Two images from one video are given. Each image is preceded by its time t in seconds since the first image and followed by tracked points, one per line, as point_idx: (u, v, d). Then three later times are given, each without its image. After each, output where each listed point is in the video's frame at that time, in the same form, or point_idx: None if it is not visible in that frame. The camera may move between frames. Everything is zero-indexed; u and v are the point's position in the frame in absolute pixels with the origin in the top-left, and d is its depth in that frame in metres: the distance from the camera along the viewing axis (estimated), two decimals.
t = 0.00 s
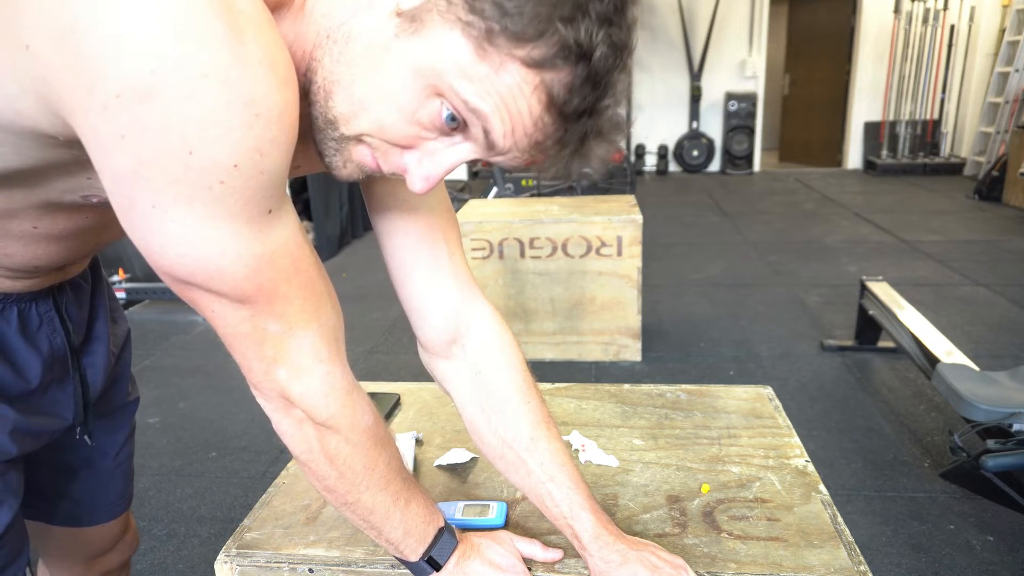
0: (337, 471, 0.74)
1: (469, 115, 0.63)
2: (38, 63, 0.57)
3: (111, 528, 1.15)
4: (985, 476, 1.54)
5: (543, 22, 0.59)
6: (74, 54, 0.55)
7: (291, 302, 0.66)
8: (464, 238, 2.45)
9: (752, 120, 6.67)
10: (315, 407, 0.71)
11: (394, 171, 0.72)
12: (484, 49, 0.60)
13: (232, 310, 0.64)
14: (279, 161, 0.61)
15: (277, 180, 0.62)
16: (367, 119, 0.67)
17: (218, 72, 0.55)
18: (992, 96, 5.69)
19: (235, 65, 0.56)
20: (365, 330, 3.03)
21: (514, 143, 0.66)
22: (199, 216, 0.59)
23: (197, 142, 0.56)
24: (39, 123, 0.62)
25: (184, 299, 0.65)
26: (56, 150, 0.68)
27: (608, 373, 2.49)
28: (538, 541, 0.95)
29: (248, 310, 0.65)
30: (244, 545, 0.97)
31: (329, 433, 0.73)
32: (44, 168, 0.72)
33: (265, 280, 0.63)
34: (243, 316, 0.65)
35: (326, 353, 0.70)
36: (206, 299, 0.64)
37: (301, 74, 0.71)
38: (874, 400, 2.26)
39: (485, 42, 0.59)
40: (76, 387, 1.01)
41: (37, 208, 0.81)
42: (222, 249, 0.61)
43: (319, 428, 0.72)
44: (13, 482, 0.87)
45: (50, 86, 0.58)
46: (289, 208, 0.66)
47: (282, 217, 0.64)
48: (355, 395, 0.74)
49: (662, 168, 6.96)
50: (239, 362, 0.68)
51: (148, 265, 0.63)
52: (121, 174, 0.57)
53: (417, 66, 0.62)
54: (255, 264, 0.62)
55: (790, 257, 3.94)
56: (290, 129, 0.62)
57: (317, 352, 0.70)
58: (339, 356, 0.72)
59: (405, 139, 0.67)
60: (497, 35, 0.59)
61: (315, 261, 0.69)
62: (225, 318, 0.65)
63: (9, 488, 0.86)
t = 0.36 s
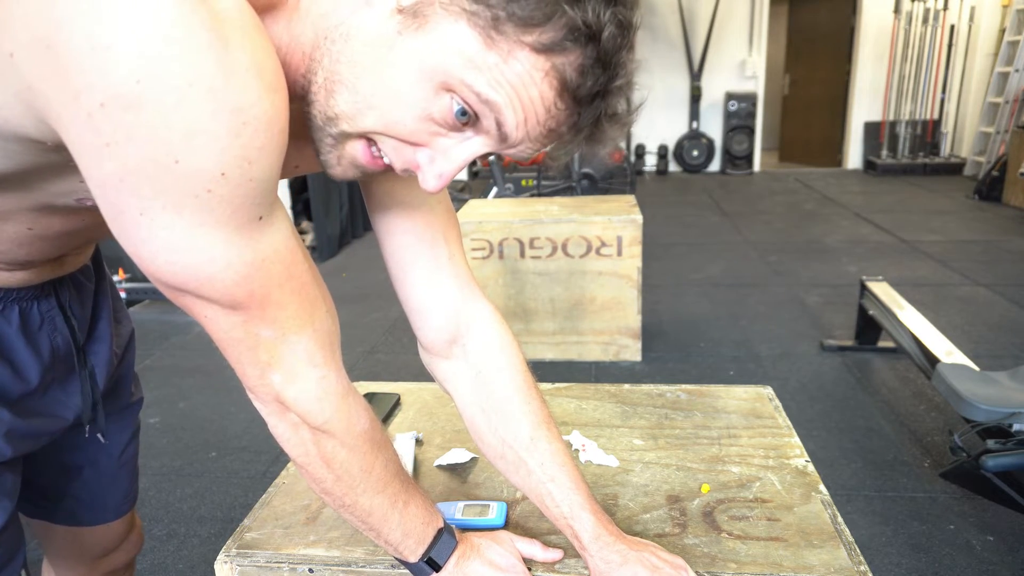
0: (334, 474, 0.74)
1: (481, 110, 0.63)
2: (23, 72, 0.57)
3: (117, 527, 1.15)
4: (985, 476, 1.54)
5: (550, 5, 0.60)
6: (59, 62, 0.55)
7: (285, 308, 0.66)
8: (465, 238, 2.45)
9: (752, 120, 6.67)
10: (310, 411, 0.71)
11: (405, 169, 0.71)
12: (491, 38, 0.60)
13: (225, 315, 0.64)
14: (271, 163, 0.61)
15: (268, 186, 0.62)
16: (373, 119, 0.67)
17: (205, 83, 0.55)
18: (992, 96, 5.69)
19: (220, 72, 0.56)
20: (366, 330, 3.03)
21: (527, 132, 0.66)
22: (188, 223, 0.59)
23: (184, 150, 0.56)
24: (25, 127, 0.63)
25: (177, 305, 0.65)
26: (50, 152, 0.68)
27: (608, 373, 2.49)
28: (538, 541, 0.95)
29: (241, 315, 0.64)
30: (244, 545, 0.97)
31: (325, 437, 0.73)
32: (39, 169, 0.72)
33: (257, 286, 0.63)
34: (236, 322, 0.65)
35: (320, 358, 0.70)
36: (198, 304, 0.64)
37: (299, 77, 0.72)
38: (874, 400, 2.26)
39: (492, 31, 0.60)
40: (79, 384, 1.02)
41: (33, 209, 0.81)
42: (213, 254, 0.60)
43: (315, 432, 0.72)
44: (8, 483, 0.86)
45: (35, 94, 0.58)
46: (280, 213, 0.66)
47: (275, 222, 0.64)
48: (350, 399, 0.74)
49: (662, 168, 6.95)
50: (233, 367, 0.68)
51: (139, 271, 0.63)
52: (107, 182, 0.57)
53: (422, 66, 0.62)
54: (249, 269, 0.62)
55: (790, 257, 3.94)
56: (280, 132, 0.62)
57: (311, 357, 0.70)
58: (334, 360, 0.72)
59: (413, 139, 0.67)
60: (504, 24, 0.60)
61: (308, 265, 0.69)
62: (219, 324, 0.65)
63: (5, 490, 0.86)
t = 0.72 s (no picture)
0: (333, 473, 0.74)
1: (483, 70, 0.62)
2: (23, 70, 0.57)
3: (112, 527, 1.15)
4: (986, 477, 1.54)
5: None
6: (60, 61, 0.55)
7: (284, 305, 0.66)
8: (464, 238, 2.45)
9: (752, 120, 6.67)
10: (309, 409, 0.71)
11: (408, 151, 0.70)
12: None
13: (224, 313, 0.64)
14: (269, 158, 0.61)
15: (266, 182, 0.62)
16: (374, 93, 0.66)
17: (205, 79, 0.56)
18: (992, 96, 5.69)
19: (221, 68, 0.56)
20: (366, 330, 3.03)
21: (535, 93, 0.64)
22: (189, 220, 0.59)
23: (185, 146, 0.56)
24: (24, 127, 0.63)
25: (176, 303, 0.65)
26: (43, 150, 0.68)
27: (608, 373, 2.49)
28: (538, 541, 0.95)
29: (240, 312, 0.64)
30: (244, 545, 0.97)
31: (324, 435, 0.73)
32: (34, 169, 0.72)
33: (256, 284, 0.63)
34: (234, 318, 0.65)
35: (319, 356, 0.70)
36: (196, 301, 0.63)
37: (297, 72, 0.72)
38: (874, 400, 2.26)
39: None
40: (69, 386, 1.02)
41: (21, 210, 0.81)
42: (212, 251, 0.60)
43: (314, 430, 0.72)
44: None
45: (35, 93, 0.58)
46: (278, 211, 0.66)
47: (272, 220, 0.64)
48: (349, 397, 0.74)
49: (662, 168, 6.95)
50: (232, 365, 0.68)
51: (138, 268, 0.62)
52: (109, 179, 0.57)
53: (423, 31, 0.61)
54: (247, 266, 0.62)
55: (790, 257, 3.94)
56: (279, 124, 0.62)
57: (310, 354, 0.70)
58: (333, 359, 0.72)
59: (416, 111, 0.66)
60: None
61: (306, 264, 0.69)
62: (217, 321, 0.65)
63: None
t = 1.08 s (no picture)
0: (328, 480, 0.74)
1: (463, 31, 0.65)
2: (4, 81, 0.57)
3: (106, 530, 1.15)
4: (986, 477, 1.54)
5: None
6: (40, 72, 0.54)
7: (273, 313, 0.66)
8: (465, 238, 2.45)
9: (752, 120, 6.67)
10: (301, 417, 0.71)
11: (394, 125, 0.70)
12: None
13: (212, 322, 0.64)
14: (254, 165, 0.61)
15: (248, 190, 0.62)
16: (356, 67, 0.67)
17: (189, 87, 0.56)
18: (992, 96, 5.69)
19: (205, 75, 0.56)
20: (366, 330, 3.03)
21: (515, 53, 0.67)
22: (174, 229, 0.59)
23: (169, 155, 0.56)
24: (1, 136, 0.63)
25: (164, 314, 0.64)
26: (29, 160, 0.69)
27: (608, 373, 2.49)
28: (537, 541, 0.95)
29: (228, 321, 0.64)
30: (244, 545, 0.97)
31: (317, 442, 0.72)
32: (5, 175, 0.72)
33: (243, 292, 0.63)
34: (223, 328, 0.65)
35: (309, 362, 0.70)
36: (185, 312, 0.63)
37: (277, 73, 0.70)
38: (874, 400, 2.26)
39: None
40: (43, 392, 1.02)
41: None
42: (199, 260, 0.60)
43: (307, 437, 0.72)
44: None
45: (15, 103, 0.57)
46: (263, 219, 0.66)
47: (258, 226, 0.64)
48: (341, 403, 0.74)
49: (662, 168, 6.94)
50: (223, 375, 0.68)
51: (123, 280, 0.62)
52: (90, 188, 0.57)
53: None
54: (235, 273, 0.62)
55: (790, 257, 3.94)
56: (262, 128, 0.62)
57: (300, 361, 0.70)
58: (323, 365, 0.72)
59: (399, 79, 0.67)
60: None
61: (293, 271, 0.69)
62: (206, 331, 0.65)
63: None
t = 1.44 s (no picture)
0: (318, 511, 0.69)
1: (448, 31, 0.65)
2: None
3: (87, 540, 1.15)
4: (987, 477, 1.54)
5: None
6: None
7: (246, 354, 0.61)
8: (465, 238, 2.45)
9: (752, 120, 6.67)
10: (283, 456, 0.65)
11: (379, 132, 0.71)
12: None
13: (180, 371, 0.59)
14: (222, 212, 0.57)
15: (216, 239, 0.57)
16: (336, 74, 0.67)
17: (144, 138, 0.51)
18: (992, 96, 5.69)
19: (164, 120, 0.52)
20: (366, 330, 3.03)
21: (503, 52, 0.68)
22: (133, 282, 0.54)
23: (123, 210, 0.51)
24: None
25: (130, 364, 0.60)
26: None
27: (608, 373, 2.49)
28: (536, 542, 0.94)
29: (197, 368, 0.60)
30: (244, 544, 0.97)
31: (301, 477, 0.67)
32: None
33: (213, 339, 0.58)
34: (192, 374, 0.60)
35: (288, 401, 0.65)
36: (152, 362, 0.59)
37: (246, 75, 0.72)
38: (874, 400, 2.26)
39: None
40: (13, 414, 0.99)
41: None
42: (161, 310, 0.56)
43: (288, 475, 0.67)
44: None
45: None
46: (231, 260, 0.61)
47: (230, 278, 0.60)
48: (323, 435, 0.69)
49: (662, 168, 6.94)
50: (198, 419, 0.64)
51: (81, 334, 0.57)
52: (40, 246, 0.52)
53: (378, 3, 0.65)
54: (202, 323, 0.57)
55: (790, 257, 3.94)
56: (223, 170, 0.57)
57: (277, 400, 0.65)
58: (302, 399, 0.67)
59: (379, 88, 0.68)
60: None
61: (267, 309, 0.64)
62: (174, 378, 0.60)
63: None
